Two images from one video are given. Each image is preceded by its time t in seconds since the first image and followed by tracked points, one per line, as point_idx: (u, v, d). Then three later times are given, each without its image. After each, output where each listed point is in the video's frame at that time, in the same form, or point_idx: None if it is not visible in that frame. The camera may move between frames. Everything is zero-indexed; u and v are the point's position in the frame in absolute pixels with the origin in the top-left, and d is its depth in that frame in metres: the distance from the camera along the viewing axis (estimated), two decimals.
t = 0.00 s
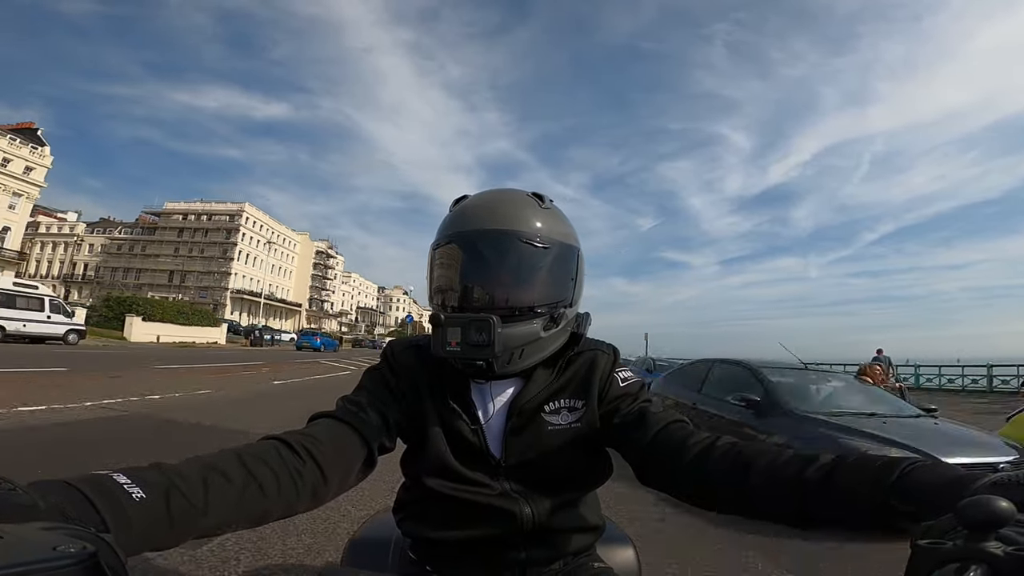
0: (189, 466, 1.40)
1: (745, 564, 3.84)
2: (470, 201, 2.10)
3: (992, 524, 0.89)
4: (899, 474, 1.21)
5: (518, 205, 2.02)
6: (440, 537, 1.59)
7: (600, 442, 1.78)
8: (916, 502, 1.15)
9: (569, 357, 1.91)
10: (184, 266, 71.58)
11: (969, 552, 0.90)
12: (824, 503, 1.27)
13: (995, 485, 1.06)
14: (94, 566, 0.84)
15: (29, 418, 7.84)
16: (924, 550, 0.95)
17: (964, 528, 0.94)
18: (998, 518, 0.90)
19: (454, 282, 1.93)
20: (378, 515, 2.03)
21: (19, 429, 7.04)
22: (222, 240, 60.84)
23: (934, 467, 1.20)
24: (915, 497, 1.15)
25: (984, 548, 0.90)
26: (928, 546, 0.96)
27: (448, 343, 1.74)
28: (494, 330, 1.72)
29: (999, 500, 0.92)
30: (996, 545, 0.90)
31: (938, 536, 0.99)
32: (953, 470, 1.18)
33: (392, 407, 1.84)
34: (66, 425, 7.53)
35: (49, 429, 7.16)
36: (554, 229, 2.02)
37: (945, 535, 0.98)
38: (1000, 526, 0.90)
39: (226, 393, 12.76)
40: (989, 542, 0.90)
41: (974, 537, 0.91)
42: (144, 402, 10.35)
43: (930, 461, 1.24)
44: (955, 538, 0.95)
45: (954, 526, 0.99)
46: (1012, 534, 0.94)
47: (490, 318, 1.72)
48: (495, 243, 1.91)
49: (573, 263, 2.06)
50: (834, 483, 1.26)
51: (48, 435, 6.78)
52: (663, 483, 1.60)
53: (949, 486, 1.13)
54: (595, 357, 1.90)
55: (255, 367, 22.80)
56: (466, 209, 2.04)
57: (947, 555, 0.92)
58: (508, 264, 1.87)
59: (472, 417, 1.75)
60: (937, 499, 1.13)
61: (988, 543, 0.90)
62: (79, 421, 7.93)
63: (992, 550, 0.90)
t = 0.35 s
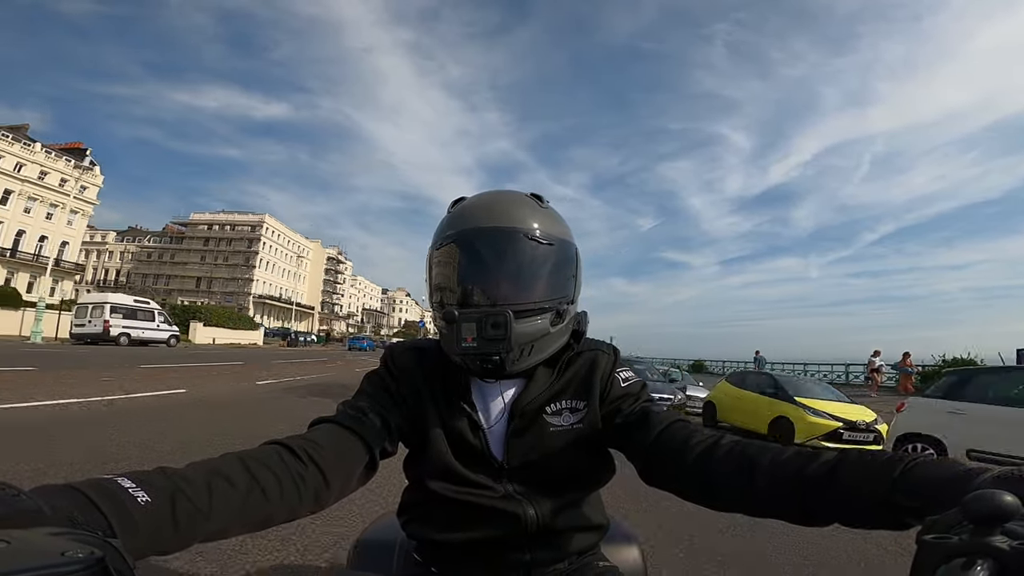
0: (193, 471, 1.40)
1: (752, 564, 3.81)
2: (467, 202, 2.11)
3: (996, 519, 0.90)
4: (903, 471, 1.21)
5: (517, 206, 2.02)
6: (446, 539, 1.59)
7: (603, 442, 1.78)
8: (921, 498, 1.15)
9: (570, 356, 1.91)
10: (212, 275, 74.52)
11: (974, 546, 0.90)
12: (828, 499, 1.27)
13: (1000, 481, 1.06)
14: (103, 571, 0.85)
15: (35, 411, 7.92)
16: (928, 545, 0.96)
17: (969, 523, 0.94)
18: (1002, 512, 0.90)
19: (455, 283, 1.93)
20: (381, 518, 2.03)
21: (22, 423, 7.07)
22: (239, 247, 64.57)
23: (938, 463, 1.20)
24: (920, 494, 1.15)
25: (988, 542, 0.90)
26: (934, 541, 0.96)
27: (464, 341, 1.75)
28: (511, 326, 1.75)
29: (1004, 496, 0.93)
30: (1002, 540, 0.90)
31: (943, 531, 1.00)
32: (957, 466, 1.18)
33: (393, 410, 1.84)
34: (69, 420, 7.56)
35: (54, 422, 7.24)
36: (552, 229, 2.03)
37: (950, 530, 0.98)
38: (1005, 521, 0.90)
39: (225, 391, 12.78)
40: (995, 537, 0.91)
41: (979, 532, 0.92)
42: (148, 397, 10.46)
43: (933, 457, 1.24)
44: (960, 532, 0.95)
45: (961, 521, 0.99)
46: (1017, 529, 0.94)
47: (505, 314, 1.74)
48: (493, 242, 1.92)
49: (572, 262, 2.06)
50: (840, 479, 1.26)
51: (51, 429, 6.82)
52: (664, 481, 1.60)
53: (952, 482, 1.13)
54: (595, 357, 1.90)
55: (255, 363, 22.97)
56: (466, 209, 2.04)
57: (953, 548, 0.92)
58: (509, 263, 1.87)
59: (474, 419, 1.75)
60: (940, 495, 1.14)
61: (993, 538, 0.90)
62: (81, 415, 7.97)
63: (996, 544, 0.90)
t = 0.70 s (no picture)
0: (198, 470, 1.40)
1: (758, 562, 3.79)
2: (469, 200, 2.10)
3: (1002, 514, 0.90)
4: (909, 466, 1.20)
5: (517, 203, 2.03)
6: (451, 537, 1.58)
7: (606, 438, 1.78)
8: (926, 493, 1.15)
9: (571, 352, 1.92)
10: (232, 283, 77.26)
11: (982, 543, 0.90)
12: (832, 494, 1.27)
13: (1006, 476, 1.06)
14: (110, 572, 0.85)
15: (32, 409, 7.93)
16: (936, 541, 0.96)
17: (976, 519, 0.94)
18: (1009, 507, 0.90)
19: (456, 281, 1.93)
20: (385, 517, 2.03)
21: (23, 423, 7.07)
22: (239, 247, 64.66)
23: (943, 457, 1.20)
24: (926, 488, 1.15)
25: (996, 538, 0.90)
26: (941, 536, 0.96)
27: (473, 338, 1.76)
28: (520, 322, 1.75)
29: (1010, 491, 0.92)
30: (1008, 536, 0.90)
31: (949, 527, 1.00)
32: (963, 461, 1.18)
33: (396, 407, 1.84)
34: (70, 419, 7.56)
35: (50, 422, 7.23)
36: (553, 225, 2.03)
37: (956, 526, 0.98)
38: (1012, 517, 0.90)
39: (225, 390, 12.78)
40: (1001, 533, 0.91)
41: (986, 528, 0.91)
42: (146, 396, 10.47)
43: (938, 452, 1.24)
44: (967, 529, 0.95)
45: (967, 517, 0.99)
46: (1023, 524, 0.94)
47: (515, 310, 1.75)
48: (494, 239, 1.92)
49: (573, 259, 2.06)
50: (844, 475, 1.26)
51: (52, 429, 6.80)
52: (667, 476, 1.60)
53: (958, 477, 1.13)
54: (597, 353, 1.91)
55: (255, 362, 22.99)
56: (467, 207, 2.05)
57: (959, 545, 0.92)
58: (511, 260, 1.88)
59: (478, 416, 1.75)
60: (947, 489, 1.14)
61: (1001, 534, 0.90)
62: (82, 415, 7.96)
63: (1003, 541, 0.90)
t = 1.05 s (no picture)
0: (201, 467, 1.40)
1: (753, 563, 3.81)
2: (474, 201, 2.10)
3: (1007, 520, 0.89)
4: (914, 470, 1.20)
5: (523, 204, 2.03)
6: (452, 538, 1.58)
7: (609, 441, 1.78)
8: (930, 498, 1.15)
9: (576, 355, 1.92)
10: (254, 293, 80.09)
11: (985, 546, 0.90)
12: (836, 499, 1.27)
13: (1012, 480, 1.06)
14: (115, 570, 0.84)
15: (27, 407, 7.88)
16: (939, 545, 0.96)
17: (979, 523, 0.94)
18: (1012, 512, 0.90)
19: (460, 283, 1.92)
20: (386, 517, 2.03)
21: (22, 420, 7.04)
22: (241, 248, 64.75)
23: (949, 462, 1.20)
24: (932, 494, 1.15)
25: (999, 542, 0.90)
26: (945, 541, 0.96)
27: (478, 340, 1.75)
28: (526, 324, 1.75)
29: (1014, 496, 0.92)
30: (1013, 540, 0.90)
31: (953, 531, 0.99)
32: (968, 466, 1.17)
33: (398, 408, 1.83)
34: (69, 417, 7.52)
35: (50, 420, 7.20)
36: (559, 227, 2.03)
37: (959, 531, 0.98)
38: (1015, 520, 0.89)
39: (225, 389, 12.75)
40: (1006, 537, 0.90)
41: (990, 531, 0.91)
42: (146, 394, 10.43)
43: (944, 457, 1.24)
44: (970, 533, 0.95)
45: (971, 521, 0.99)
46: None
47: (520, 312, 1.75)
48: (500, 240, 1.91)
49: (579, 261, 2.06)
50: (849, 479, 1.25)
51: (50, 427, 6.76)
52: (671, 479, 1.60)
53: (964, 481, 1.13)
54: (601, 355, 1.91)
55: (254, 362, 22.97)
56: (471, 208, 2.05)
57: (963, 549, 0.92)
58: (517, 262, 1.87)
59: (482, 418, 1.75)
60: (953, 495, 1.13)
61: (1004, 539, 0.90)
62: (81, 413, 7.92)
63: (1006, 544, 0.89)
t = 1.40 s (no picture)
0: (198, 464, 1.40)
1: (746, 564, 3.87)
2: (480, 200, 2.10)
3: (1002, 527, 0.90)
4: (913, 478, 1.20)
5: (529, 205, 2.03)
6: (450, 538, 1.59)
7: (610, 443, 1.78)
8: (928, 506, 1.15)
9: (579, 357, 1.92)
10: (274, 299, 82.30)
11: (980, 553, 0.90)
12: (834, 505, 1.27)
13: (1009, 490, 1.06)
14: (108, 564, 0.84)
15: (28, 404, 7.90)
16: (934, 551, 0.96)
17: (974, 530, 0.94)
18: (1010, 520, 0.90)
19: (465, 283, 1.93)
20: (383, 515, 2.04)
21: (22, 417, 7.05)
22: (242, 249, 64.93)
23: (949, 470, 1.20)
24: (929, 503, 1.15)
25: (994, 550, 0.90)
26: (939, 547, 0.97)
27: (484, 342, 1.75)
28: (532, 326, 1.75)
29: (1011, 504, 0.92)
30: (1007, 548, 0.90)
31: (948, 537, 1.00)
32: (967, 474, 1.17)
33: (398, 407, 1.83)
34: (69, 414, 7.54)
35: (50, 417, 7.21)
36: (565, 228, 2.03)
37: (954, 539, 0.99)
38: (1012, 527, 0.89)
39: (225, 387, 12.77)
40: (1000, 545, 0.90)
41: (985, 539, 0.91)
42: (146, 392, 10.45)
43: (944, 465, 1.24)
44: (964, 540, 0.96)
45: (967, 528, 0.99)
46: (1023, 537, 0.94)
47: (527, 314, 1.75)
48: (506, 241, 1.92)
49: (584, 263, 2.06)
50: (849, 485, 1.26)
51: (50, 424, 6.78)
52: (670, 481, 1.60)
53: (963, 489, 1.13)
54: (604, 357, 1.91)
55: (255, 362, 23.05)
56: (478, 207, 2.05)
57: (958, 556, 0.92)
58: (523, 263, 1.88)
59: (483, 419, 1.75)
60: (950, 503, 1.13)
61: (998, 546, 0.90)
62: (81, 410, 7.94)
63: (1001, 551, 0.90)
